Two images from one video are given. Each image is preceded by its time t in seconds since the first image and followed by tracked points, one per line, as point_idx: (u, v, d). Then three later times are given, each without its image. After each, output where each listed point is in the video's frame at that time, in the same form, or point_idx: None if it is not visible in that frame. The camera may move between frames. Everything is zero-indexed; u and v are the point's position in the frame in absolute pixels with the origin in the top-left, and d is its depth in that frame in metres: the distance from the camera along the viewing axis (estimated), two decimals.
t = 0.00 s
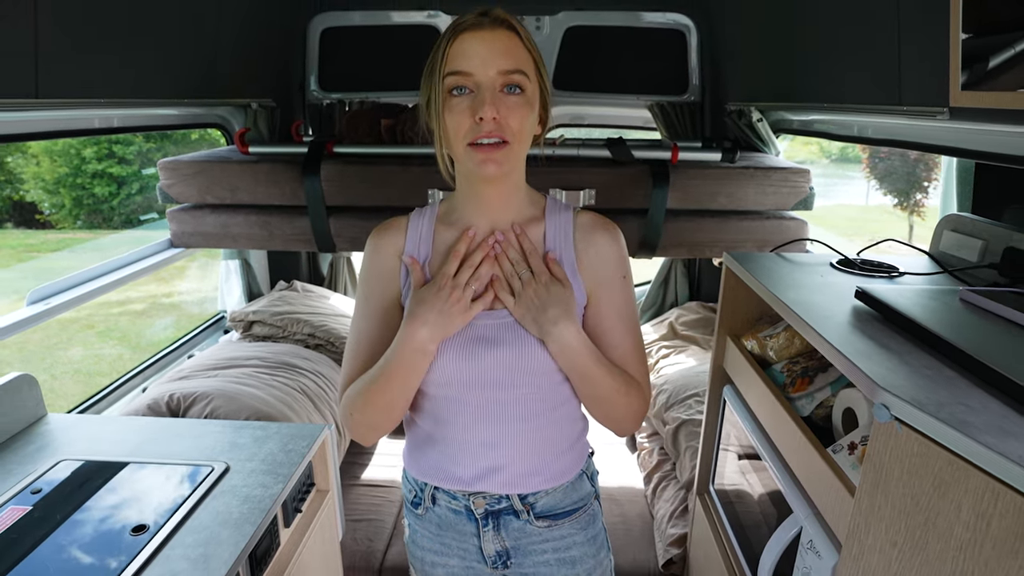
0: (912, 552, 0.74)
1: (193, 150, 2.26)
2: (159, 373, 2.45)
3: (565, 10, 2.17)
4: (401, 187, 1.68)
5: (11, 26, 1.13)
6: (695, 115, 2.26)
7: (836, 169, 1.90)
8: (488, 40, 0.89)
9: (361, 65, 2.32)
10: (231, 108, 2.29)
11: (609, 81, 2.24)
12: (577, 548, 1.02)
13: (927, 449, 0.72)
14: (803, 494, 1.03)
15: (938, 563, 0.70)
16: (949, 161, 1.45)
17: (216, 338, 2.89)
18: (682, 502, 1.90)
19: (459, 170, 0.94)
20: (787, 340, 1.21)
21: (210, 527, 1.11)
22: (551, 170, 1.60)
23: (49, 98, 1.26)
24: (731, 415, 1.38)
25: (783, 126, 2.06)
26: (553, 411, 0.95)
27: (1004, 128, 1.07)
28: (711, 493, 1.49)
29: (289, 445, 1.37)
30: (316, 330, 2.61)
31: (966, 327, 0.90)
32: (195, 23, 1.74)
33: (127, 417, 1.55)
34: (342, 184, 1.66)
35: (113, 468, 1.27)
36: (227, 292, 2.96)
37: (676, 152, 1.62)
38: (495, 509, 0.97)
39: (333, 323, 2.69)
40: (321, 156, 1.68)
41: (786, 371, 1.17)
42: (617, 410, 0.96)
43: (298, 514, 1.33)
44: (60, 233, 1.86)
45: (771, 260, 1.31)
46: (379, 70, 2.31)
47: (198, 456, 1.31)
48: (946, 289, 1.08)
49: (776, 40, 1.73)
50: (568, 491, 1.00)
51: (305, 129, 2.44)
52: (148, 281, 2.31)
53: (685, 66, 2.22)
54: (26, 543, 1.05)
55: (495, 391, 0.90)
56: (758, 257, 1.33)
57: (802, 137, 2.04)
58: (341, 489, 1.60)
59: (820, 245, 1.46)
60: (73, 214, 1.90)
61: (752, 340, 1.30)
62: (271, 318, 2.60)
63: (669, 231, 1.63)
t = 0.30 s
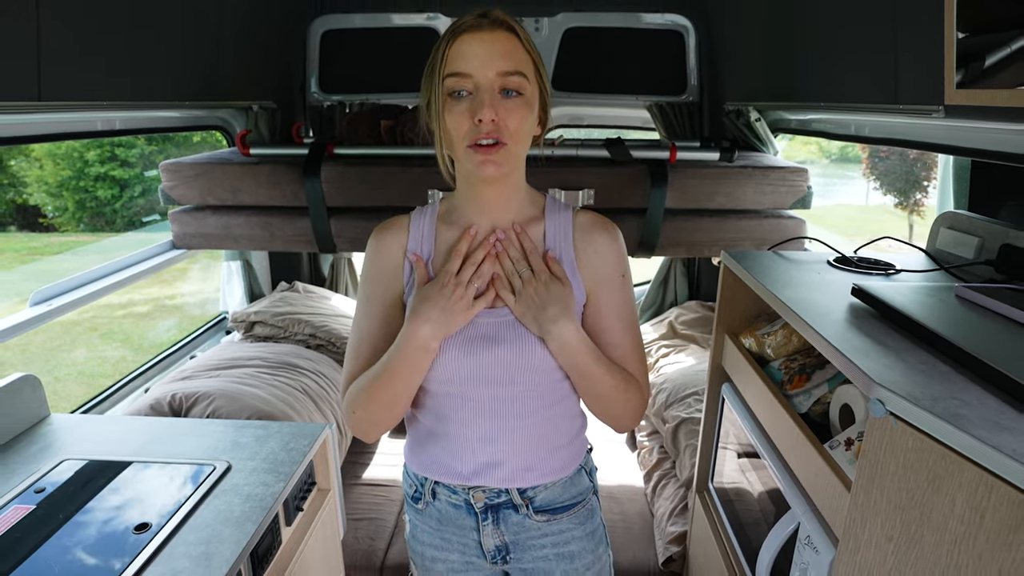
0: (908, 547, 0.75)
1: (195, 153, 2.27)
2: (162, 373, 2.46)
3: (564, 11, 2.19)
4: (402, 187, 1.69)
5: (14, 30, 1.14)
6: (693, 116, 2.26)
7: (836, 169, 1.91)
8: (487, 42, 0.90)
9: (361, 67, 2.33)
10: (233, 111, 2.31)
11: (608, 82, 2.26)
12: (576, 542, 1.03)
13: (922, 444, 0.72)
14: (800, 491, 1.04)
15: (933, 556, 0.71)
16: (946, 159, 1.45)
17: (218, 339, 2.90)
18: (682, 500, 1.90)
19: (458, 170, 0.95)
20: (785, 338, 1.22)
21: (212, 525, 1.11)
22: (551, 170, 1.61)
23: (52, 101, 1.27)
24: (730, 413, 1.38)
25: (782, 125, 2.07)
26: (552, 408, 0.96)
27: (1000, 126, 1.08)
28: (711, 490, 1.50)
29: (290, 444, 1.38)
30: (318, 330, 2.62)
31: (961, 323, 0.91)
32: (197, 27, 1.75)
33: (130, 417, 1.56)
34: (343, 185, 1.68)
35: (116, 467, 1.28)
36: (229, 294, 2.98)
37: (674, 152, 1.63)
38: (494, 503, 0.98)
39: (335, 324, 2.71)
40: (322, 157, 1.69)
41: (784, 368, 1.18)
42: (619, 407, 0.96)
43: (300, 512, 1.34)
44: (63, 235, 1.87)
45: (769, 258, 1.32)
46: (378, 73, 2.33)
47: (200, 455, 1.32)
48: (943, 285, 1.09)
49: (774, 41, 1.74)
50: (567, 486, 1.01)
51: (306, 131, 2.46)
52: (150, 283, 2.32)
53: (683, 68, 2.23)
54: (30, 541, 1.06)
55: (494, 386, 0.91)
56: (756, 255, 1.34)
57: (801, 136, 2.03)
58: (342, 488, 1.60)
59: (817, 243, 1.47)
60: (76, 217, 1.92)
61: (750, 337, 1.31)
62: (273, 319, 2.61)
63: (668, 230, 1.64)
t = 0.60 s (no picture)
0: (920, 539, 0.74)
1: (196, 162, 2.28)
2: (168, 381, 2.46)
3: (561, 13, 2.19)
4: (403, 191, 1.69)
5: (15, 42, 1.15)
6: (692, 114, 2.28)
7: (836, 165, 1.90)
8: (488, 44, 0.92)
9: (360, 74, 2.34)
10: (234, 119, 2.32)
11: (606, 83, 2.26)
12: (593, 540, 1.02)
13: (932, 434, 0.72)
14: (809, 485, 1.03)
15: (946, 548, 0.70)
16: (946, 150, 1.45)
17: (222, 347, 2.91)
18: (690, 498, 1.90)
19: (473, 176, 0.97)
20: (790, 333, 1.22)
21: (220, 532, 1.11)
22: (551, 170, 1.62)
23: (53, 113, 1.28)
24: (737, 410, 1.38)
25: (780, 122, 2.08)
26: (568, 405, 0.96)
27: (1001, 116, 1.07)
28: (718, 488, 1.50)
29: (297, 449, 1.38)
30: (322, 335, 2.63)
31: (967, 313, 0.91)
32: (196, 36, 1.76)
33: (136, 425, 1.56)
34: (344, 191, 1.68)
35: (124, 476, 1.28)
36: (232, 302, 3.00)
37: (674, 150, 1.64)
38: (512, 490, 0.99)
39: (339, 329, 2.71)
40: (322, 164, 1.70)
41: (789, 363, 1.18)
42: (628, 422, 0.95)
43: (308, 517, 1.34)
44: (66, 247, 1.88)
45: (771, 254, 1.32)
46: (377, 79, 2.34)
47: (207, 462, 1.33)
48: (946, 276, 1.09)
49: (770, 38, 1.74)
50: (586, 482, 1.00)
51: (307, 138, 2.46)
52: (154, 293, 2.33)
53: (681, 67, 2.23)
54: (40, 551, 1.06)
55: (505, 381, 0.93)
56: (758, 251, 1.34)
57: (800, 132, 2.03)
58: (349, 492, 1.60)
59: (819, 238, 1.48)
60: (80, 228, 1.93)
61: (754, 333, 1.31)
62: (277, 325, 2.62)
63: (669, 228, 1.64)
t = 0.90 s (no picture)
0: (924, 536, 0.75)
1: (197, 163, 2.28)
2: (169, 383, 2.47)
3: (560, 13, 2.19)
4: (404, 191, 1.70)
5: (16, 45, 1.15)
6: (692, 114, 2.30)
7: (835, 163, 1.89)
8: (522, 41, 0.94)
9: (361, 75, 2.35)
10: (234, 120, 2.32)
11: (606, 82, 2.26)
12: (623, 542, 1.06)
13: (935, 432, 0.72)
14: (811, 482, 1.04)
15: (950, 545, 0.71)
16: (945, 149, 1.44)
17: (224, 348, 2.91)
18: (691, 496, 1.91)
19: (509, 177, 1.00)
20: (791, 331, 1.22)
21: (224, 532, 1.12)
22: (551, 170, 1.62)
23: (55, 115, 1.28)
24: (738, 408, 1.38)
25: (778, 121, 2.14)
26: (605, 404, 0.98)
27: (1001, 114, 1.08)
28: (720, 486, 1.50)
29: (300, 449, 1.38)
30: (323, 336, 2.63)
31: (969, 311, 0.91)
32: (197, 38, 1.76)
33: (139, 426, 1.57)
34: (345, 192, 1.69)
35: (127, 477, 1.28)
36: (234, 302, 2.99)
37: (674, 149, 1.65)
38: (544, 480, 1.04)
39: (340, 329, 2.72)
40: (324, 165, 1.71)
41: (791, 362, 1.18)
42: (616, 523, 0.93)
43: (311, 518, 1.34)
44: (68, 250, 1.89)
45: (772, 252, 1.33)
46: (377, 82, 2.35)
47: (210, 463, 1.33)
48: (947, 274, 1.09)
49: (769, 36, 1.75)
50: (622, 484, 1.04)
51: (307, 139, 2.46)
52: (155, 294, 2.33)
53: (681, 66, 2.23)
54: (45, 552, 1.06)
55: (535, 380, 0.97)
56: (758, 249, 1.35)
57: (801, 130, 2.04)
58: (352, 492, 1.61)
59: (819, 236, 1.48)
60: (81, 231, 1.93)
61: (756, 332, 1.31)
62: (278, 326, 2.62)
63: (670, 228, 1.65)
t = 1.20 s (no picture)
0: (926, 533, 0.75)
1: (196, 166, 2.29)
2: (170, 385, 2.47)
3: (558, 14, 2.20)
4: (403, 193, 1.70)
5: (16, 47, 1.15)
6: (690, 113, 2.28)
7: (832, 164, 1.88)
8: (540, 56, 1.02)
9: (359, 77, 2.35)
10: (233, 123, 2.32)
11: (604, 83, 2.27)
12: (631, 544, 1.13)
13: (936, 429, 0.72)
14: (812, 479, 1.04)
15: (952, 542, 0.71)
16: (943, 149, 1.46)
17: (224, 350, 2.91)
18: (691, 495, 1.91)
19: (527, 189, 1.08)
20: (791, 329, 1.23)
21: (224, 534, 1.12)
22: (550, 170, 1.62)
23: (54, 117, 1.28)
24: (738, 407, 1.39)
25: (777, 120, 2.15)
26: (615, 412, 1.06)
27: (1000, 112, 1.08)
28: (721, 486, 1.50)
29: (301, 450, 1.38)
30: (323, 338, 2.62)
31: (968, 308, 0.91)
32: (196, 41, 1.77)
33: (140, 428, 1.57)
34: (345, 194, 1.69)
35: (128, 480, 1.28)
36: (234, 304, 2.99)
37: (673, 150, 1.64)
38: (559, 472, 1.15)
39: (340, 331, 2.72)
40: (323, 167, 1.71)
41: (791, 360, 1.19)
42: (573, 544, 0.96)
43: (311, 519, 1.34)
44: (69, 253, 1.88)
45: (771, 251, 1.33)
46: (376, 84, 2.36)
47: (211, 465, 1.33)
48: (946, 272, 1.09)
49: (767, 36, 1.75)
50: (630, 487, 1.11)
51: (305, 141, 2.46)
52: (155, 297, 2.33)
53: (678, 66, 2.24)
54: (46, 555, 1.06)
55: (544, 387, 1.09)
56: (757, 248, 1.35)
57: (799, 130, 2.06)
58: (353, 493, 1.61)
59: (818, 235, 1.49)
60: (81, 234, 1.93)
61: (755, 330, 1.32)
62: (278, 328, 2.62)
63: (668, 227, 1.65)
